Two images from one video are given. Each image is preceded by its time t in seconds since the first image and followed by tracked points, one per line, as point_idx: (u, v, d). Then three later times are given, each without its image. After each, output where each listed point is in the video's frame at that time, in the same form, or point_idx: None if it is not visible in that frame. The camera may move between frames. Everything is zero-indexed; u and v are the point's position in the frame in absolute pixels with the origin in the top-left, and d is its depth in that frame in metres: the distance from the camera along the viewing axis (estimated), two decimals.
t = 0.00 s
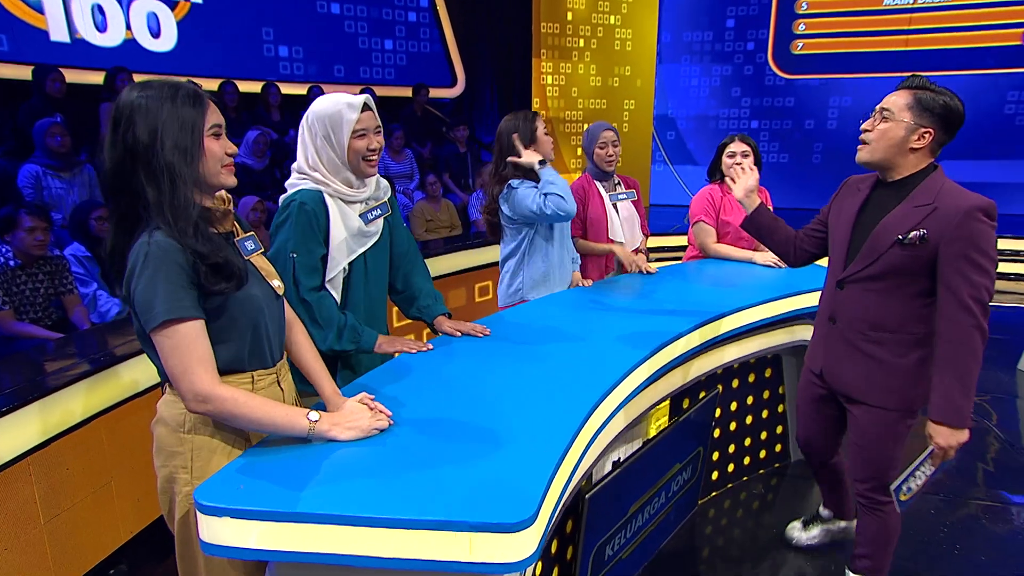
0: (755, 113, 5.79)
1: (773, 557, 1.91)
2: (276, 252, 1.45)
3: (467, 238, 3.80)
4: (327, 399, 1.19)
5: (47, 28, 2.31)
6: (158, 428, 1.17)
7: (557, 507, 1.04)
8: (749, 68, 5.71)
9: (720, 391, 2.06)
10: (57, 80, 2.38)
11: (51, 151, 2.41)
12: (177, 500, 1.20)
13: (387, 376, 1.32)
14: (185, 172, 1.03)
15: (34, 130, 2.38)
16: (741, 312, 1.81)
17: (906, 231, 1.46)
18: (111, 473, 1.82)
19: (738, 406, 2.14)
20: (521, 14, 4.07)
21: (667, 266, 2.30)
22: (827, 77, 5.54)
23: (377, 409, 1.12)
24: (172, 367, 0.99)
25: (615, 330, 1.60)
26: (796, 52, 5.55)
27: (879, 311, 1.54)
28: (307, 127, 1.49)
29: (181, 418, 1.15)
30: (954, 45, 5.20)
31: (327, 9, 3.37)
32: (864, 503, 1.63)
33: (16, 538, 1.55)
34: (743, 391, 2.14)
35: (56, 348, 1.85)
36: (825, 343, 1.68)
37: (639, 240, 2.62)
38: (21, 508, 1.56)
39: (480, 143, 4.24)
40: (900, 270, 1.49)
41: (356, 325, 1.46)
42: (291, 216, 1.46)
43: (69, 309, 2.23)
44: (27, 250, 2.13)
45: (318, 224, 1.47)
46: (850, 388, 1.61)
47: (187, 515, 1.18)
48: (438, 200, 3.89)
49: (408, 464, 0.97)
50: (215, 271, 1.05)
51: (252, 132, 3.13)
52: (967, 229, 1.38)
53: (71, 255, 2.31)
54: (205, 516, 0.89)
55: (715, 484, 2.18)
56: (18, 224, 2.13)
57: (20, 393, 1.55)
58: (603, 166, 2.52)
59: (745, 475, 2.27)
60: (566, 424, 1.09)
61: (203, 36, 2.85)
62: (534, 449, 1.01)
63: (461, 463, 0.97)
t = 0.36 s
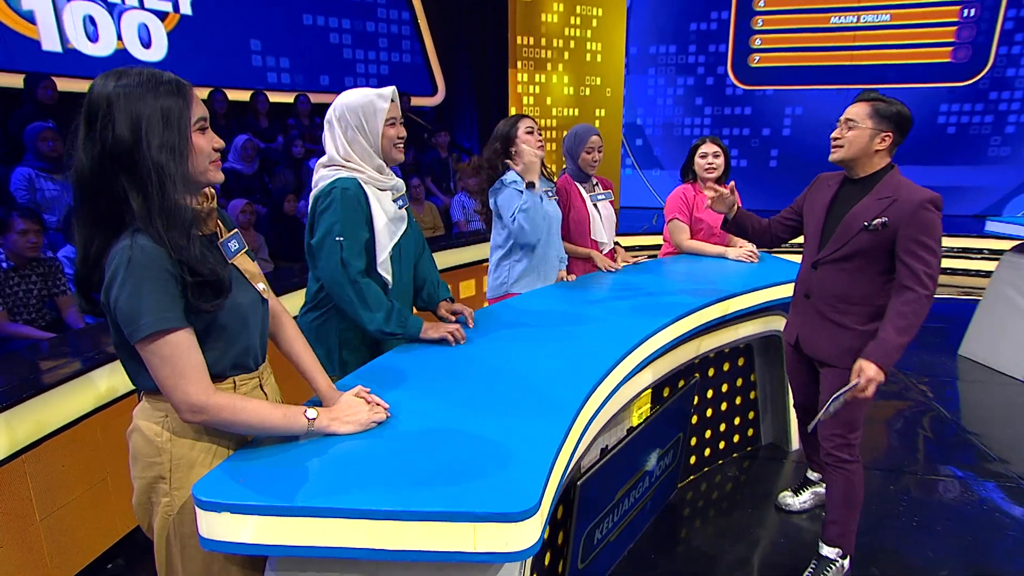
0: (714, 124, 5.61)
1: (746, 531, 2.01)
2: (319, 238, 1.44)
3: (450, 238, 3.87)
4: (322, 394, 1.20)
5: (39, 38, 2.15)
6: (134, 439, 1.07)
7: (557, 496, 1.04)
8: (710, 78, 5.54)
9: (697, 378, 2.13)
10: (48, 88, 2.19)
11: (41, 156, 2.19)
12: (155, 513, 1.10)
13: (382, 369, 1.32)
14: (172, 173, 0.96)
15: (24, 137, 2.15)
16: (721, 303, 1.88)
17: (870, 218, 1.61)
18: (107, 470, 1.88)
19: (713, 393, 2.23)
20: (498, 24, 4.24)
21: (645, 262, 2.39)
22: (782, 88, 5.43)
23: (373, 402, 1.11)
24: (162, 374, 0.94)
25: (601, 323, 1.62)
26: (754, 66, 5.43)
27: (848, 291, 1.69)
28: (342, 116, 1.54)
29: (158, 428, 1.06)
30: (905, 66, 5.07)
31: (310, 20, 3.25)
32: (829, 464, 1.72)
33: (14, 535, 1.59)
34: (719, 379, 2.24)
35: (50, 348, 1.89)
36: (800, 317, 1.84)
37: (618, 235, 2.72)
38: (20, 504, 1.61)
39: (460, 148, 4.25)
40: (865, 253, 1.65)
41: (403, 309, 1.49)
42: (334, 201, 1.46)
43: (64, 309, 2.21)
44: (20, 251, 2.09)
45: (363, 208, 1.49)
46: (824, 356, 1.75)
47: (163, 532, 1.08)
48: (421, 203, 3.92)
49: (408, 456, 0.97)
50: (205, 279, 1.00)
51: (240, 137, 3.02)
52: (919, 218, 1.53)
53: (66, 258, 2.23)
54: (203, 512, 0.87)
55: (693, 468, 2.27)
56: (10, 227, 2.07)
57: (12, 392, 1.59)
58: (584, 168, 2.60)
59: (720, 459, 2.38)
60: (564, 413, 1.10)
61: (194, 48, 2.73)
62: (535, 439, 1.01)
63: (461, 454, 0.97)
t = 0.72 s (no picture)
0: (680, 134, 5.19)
1: (718, 510, 2.11)
2: (335, 229, 1.47)
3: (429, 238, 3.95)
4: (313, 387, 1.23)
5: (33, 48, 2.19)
6: (143, 439, 1.07)
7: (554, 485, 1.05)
8: (676, 91, 5.16)
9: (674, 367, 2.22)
10: (41, 95, 2.24)
11: (35, 161, 2.29)
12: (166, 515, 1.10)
13: (377, 365, 1.35)
14: (185, 164, 0.94)
15: (19, 144, 2.23)
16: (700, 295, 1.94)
17: (837, 200, 1.87)
18: (104, 467, 1.94)
19: (690, 382, 2.33)
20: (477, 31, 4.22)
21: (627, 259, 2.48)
22: (745, 98, 5.05)
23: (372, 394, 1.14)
24: (174, 379, 0.91)
25: (588, 316, 1.66)
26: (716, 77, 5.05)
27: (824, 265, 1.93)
28: (356, 117, 1.61)
29: (175, 429, 1.06)
30: (865, 77, 4.82)
31: (298, 31, 3.30)
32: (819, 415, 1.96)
33: (14, 532, 1.64)
34: (695, 368, 2.34)
35: (46, 347, 1.94)
36: (783, 295, 2.04)
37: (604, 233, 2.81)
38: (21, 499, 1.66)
39: (442, 153, 4.23)
40: (835, 230, 1.90)
41: (409, 306, 1.50)
42: (352, 195, 1.50)
43: (58, 310, 2.22)
44: (15, 254, 2.10)
45: (377, 203, 1.52)
46: (810, 325, 1.97)
47: (181, 536, 1.08)
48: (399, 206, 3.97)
49: (408, 450, 0.98)
50: (223, 272, 0.98)
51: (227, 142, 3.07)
52: (877, 195, 1.83)
53: (60, 259, 2.27)
54: (202, 506, 0.87)
55: (672, 453, 2.37)
56: (4, 229, 2.08)
57: (9, 390, 1.65)
58: (570, 169, 2.68)
59: (697, 444, 2.48)
60: (557, 404, 1.12)
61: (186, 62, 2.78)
62: (532, 430, 1.03)
63: (458, 444, 0.99)
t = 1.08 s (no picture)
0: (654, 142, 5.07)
1: (697, 493, 2.22)
2: (339, 216, 1.53)
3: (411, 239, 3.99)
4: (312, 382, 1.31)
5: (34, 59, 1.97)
6: (143, 438, 1.11)
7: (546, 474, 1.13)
8: (650, 101, 5.00)
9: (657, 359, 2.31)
10: (43, 103, 2.00)
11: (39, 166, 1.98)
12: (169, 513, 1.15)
13: (374, 361, 1.41)
14: (189, 163, 0.95)
15: (21, 150, 1.93)
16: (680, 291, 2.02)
17: (822, 196, 2.09)
18: (105, 463, 2.00)
19: (670, 373, 2.43)
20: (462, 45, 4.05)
21: (608, 258, 2.54)
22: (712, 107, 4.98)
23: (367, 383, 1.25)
24: (181, 373, 0.91)
25: (576, 311, 1.73)
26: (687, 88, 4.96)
27: (808, 254, 2.14)
28: (353, 119, 1.68)
29: (176, 427, 1.10)
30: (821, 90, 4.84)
31: (291, 44, 3.07)
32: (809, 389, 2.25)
33: (18, 527, 1.69)
34: (676, 359, 2.43)
35: (47, 347, 1.98)
36: (769, 284, 2.24)
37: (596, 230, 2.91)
38: (23, 497, 1.71)
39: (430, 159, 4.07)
40: (819, 223, 2.12)
41: (398, 305, 1.57)
42: (356, 184, 1.57)
43: (58, 311, 2.10)
44: (15, 256, 1.91)
45: (379, 195, 1.60)
46: (795, 309, 2.18)
47: (185, 532, 1.13)
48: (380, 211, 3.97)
49: (406, 444, 1.04)
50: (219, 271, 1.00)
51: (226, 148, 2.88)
52: (856, 192, 2.07)
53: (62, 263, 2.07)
54: (204, 499, 0.93)
55: (654, 441, 2.47)
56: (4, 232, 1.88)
57: (10, 388, 1.72)
58: (565, 169, 2.78)
59: (678, 432, 2.59)
60: (550, 398, 1.20)
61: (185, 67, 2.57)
62: (527, 423, 1.10)
63: (455, 439, 1.06)
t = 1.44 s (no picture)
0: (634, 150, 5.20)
1: (679, 482, 2.32)
2: (330, 221, 1.61)
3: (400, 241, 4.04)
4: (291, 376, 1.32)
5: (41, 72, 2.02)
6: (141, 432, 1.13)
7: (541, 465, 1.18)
8: (629, 110, 5.11)
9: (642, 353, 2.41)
10: (50, 110, 2.06)
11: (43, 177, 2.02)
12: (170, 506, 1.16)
13: (370, 358, 1.46)
14: (199, 160, 0.96)
15: (28, 157, 1.98)
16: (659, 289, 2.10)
17: (824, 198, 2.25)
18: (110, 459, 2.07)
19: (655, 366, 2.54)
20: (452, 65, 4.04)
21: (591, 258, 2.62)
22: (688, 117, 5.11)
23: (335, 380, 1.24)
24: (140, 377, 0.87)
25: (565, 309, 1.80)
26: (665, 100, 5.07)
27: (811, 253, 2.28)
28: (338, 124, 1.73)
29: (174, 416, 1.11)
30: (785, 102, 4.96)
31: (288, 56, 3.04)
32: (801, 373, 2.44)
33: (29, 520, 1.76)
34: (659, 354, 2.53)
35: (52, 347, 2.02)
36: (770, 280, 2.36)
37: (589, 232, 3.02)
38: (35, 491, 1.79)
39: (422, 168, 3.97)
40: (820, 224, 2.27)
41: (395, 306, 1.64)
42: (345, 189, 1.65)
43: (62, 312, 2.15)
44: (20, 261, 1.95)
45: (368, 198, 1.67)
46: (796, 305, 2.31)
47: (188, 526, 1.15)
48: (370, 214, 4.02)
49: (407, 438, 1.08)
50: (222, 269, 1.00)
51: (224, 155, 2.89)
52: (853, 196, 2.25)
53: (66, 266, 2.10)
54: (207, 491, 0.95)
55: (640, 432, 2.58)
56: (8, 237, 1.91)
57: (18, 386, 1.76)
58: (561, 174, 2.87)
59: (662, 422, 2.70)
60: (543, 391, 1.26)
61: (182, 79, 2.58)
62: (522, 416, 1.16)
63: (455, 431, 1.10)
